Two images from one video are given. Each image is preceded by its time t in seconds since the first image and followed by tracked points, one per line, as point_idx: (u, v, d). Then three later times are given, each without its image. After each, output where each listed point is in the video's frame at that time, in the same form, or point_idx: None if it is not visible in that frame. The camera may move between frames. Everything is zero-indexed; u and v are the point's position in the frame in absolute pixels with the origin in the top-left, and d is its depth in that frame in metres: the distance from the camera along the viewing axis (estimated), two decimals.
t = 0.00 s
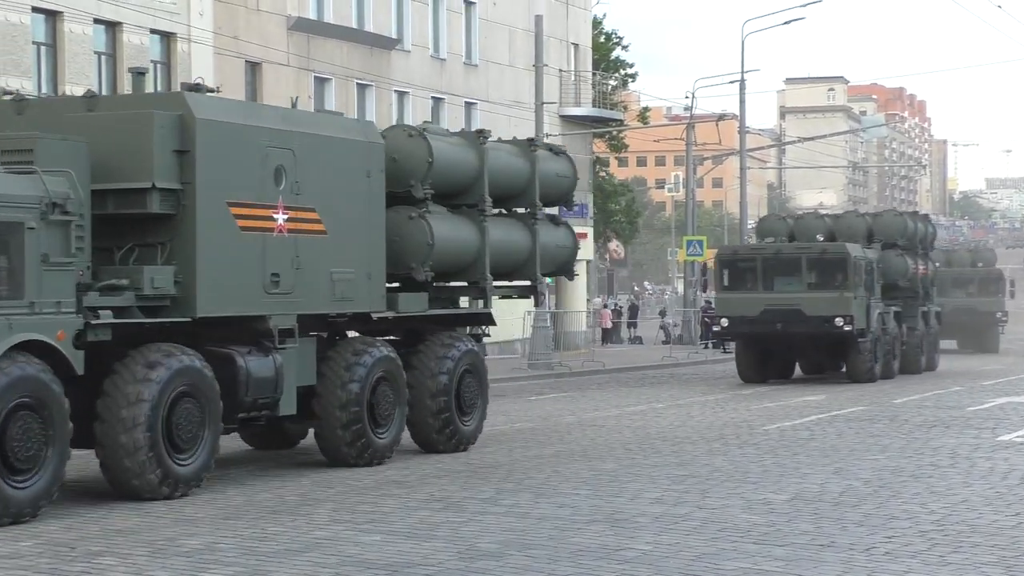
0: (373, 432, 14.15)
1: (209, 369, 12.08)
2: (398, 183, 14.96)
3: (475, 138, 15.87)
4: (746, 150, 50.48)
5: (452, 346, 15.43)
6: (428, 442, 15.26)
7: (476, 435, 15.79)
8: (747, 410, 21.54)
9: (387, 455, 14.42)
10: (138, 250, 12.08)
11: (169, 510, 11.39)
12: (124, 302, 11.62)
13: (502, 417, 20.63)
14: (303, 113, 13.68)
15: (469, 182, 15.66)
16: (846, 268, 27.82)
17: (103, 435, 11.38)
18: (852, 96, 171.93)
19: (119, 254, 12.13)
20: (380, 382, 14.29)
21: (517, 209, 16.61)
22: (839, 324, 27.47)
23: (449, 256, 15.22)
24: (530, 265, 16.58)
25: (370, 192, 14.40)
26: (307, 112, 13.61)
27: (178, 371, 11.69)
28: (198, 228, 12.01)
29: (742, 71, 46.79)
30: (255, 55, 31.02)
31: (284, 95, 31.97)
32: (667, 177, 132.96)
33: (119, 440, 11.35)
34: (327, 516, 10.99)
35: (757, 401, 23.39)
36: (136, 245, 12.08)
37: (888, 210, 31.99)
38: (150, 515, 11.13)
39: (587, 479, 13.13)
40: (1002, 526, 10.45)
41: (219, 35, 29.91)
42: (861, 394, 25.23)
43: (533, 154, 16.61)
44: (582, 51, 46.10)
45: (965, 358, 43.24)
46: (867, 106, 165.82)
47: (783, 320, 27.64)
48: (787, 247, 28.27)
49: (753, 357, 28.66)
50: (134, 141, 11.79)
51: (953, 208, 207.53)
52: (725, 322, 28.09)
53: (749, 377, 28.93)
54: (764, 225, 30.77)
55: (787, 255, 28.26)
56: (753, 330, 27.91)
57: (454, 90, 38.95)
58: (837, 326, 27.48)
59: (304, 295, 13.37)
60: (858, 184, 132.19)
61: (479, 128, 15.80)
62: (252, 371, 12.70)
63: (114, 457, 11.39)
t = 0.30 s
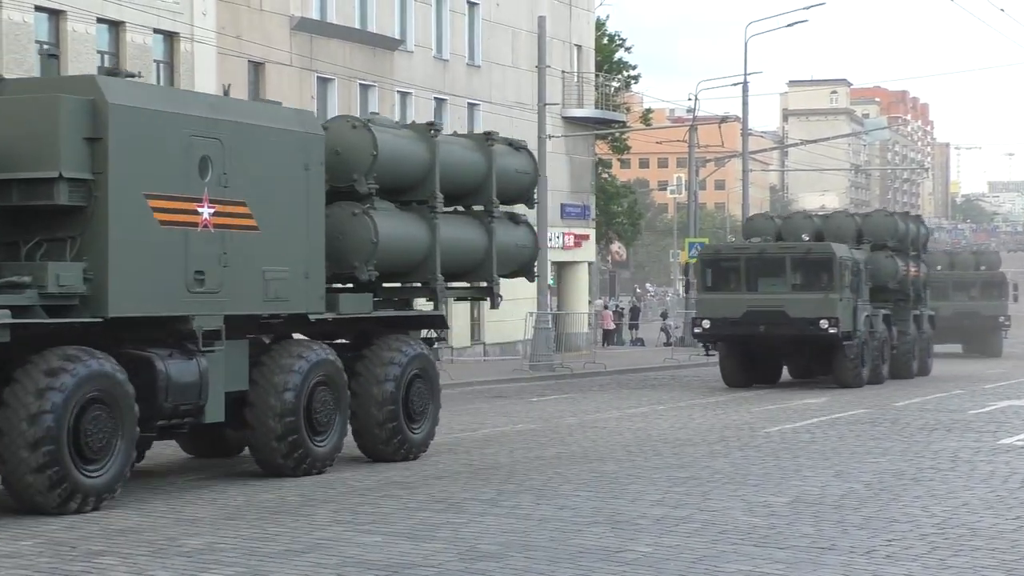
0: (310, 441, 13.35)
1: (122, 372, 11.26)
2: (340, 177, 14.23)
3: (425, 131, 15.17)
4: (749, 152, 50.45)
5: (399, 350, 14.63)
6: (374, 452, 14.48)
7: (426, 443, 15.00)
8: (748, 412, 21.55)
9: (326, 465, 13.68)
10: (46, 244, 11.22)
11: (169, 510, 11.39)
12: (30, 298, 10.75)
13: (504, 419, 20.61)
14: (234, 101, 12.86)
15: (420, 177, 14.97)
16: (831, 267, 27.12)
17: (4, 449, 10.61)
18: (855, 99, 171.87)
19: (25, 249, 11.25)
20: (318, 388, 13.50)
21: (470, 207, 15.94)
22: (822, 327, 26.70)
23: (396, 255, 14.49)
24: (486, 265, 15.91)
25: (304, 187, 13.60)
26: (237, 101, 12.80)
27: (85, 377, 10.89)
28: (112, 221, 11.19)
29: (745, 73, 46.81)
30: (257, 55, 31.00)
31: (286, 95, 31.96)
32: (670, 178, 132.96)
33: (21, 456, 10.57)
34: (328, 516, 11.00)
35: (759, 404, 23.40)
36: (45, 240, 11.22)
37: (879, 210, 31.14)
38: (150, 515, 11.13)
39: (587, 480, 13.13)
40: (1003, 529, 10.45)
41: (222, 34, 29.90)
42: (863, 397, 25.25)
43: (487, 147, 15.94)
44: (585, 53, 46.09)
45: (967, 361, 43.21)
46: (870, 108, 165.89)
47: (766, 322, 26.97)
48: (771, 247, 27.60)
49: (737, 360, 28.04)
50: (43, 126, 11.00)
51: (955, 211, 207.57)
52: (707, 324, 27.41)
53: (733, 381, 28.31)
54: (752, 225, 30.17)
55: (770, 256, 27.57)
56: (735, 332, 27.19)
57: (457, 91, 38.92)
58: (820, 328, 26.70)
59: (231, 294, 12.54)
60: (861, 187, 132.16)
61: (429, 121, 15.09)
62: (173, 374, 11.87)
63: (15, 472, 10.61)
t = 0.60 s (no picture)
0: (235, 452, 12.55)
1: (12, 376, 10.54)
2: (270, 170, 13.34)
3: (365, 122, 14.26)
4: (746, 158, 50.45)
5: (334, 358, 13.81)
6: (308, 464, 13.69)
7: (362, 454, 14.22)
8: (743, 417, 21.54)
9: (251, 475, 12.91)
10: None
11: (162, 512, 11.38)
12: None
13: (500, 422, 20.60)
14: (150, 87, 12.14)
15: (357, 171, 14.06)
16: (810, 273, 26.36)
17: None
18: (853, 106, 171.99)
19: None
20: (240, 397, 12.67)
21: (415, 204, 15.09)
22: (799, 333, 25.93)
23: (329, 253, 13.63)
24: (431, 266, 15.08)
25: (228, 182, 12.83)
26: (152, 86, 12.07)
27: None
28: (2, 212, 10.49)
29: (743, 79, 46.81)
30: (255, 56, 30.98)
31: (284, 96, 31.93)
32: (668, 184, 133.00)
33: None
34: (323, 518, 11.00)
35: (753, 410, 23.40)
36: None
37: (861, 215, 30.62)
38: (144, 516, 11.12)
39: (580, 485, 13.12)
40: (996, 536, 10.44)
41: (220, 35, 29.88)
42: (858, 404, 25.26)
43: (434, 140, 15.02)
44: (583, 57, 46.10)
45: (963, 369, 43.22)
46: (867, 115, 166.02)
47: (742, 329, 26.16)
48: (747, 250, 26.81)
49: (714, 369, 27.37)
50: None
51: (952, 218, 207.70)
52: (681, 329, 26.63)
53: (709, 389, 27.59)
54: (731, 228, 29.68)
55: (747, 260, 26.79)
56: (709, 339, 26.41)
57: (455, 95, 38.91)
58: (798, 335, 25.93)
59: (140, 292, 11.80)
60: (858, 194, 132.23)
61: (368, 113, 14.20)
62: (72, 378, 11.12)
63: None
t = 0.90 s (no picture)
0: (140, 463, 11.78)
1: None
2: (184, 161, 12.62)
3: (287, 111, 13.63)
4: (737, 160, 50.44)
5: (252, 362, 13.06)
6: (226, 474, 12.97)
7: (285, 460, 13.50)
8: (731, 420, 21.56)
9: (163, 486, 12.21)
10: None
11: (149, 511, 11.37)
12: None
13: (488, 423, 20.62)
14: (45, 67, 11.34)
15: (280, 161, 13.44)
16: (780, 273, 25.28)
17: None
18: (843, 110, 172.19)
19: None
20: (147, 402, 11.87)
21: (346, 197, 14.59)
22: (769, 336, 24.88)
23: (244, 248, 12.96)
24: (364, 263, 14.59)
25: (132, 172, 12.04)
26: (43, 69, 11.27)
27: None
28: None
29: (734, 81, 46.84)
30: (246, 55, 30.94)
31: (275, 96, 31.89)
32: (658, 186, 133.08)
33: None
34: (309, 518, 11.00)
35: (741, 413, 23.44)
36: None
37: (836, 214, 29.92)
38: (130, 515, 11.11)
39: (568, 487, 13.13)
40: (983, 541, 10.45)
41: (211, 34, 29.84)
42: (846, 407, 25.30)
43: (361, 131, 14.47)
44: (574, 59, 46.12)
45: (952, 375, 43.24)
46: (858, 119, 166.27)
47: (710, 331, 25.03)
48: (717, 250, 25.65)
49: (682, 372, 26.29)
50: None
51: (942, 222, 208.06)
52: (647, 331, 25.49)
53: (677, 394, 26.53)
54: (704, 228, 28.64)
55: (716, 260, 25.62)
56: (676, 341, 25.27)
57: (445, 95, 38.93)
58: (768, 339, 24.87)
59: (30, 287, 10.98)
60: (848, 198, 132.38)
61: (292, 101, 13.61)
62: None
63: None
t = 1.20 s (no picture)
0: (41, 476, 10.95)
1: None
2: (91, 151, 11.65)
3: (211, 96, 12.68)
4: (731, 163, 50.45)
5: (166, 367, 12.16)
6: (144, 487, 12.11)
7: (208, 470, 12.60)
8: (724, 422, 21.55)
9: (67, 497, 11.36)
10: None
11: (142, 511, 11.35)
12: None
13: (483, 425, 20.61)
14: None
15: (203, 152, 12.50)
16: (752, 273, 24.47)
17: None
18: (837, 112, 172.23)
19: None
20: (46, 409, 11.04)
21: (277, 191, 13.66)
22: (741, 339, 24.10)
23: (159, 243, 12.04)
24: (296, 261, 13.71)
25: (30, 159, 11.12)
26: None
27: None
28: None
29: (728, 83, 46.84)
30: (240, 56, 30.92)
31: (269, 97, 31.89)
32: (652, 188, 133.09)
33: None
34: (303, 520, 10.99)
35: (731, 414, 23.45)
36: None
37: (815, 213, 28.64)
38: (123, 516, 11.09)
39: (562, 488, 13.12)
40: (976, 544, 10.46)
41: (205, 35, 29.83)
42: (840, 408, 25.29)
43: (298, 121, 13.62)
44: (568, 60, 46.14)
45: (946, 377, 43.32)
46: (852, 121, 166.38)
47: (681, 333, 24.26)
48: (688, 251, 24.89)
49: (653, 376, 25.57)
50: None
51: (937, 224, 208.36)
52: (616, 333, 24.72)
53: (648, 397, 25.84)
54: (679, 226, 28.13)
55: (687, 261, 24.87)
56: (646, 343, 24.51)
57: (439, 97, 38.92)
58: (740, 342, 24.10)
59: None
60: (842, 200, 132.45)
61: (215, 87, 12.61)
62: None
63: None
